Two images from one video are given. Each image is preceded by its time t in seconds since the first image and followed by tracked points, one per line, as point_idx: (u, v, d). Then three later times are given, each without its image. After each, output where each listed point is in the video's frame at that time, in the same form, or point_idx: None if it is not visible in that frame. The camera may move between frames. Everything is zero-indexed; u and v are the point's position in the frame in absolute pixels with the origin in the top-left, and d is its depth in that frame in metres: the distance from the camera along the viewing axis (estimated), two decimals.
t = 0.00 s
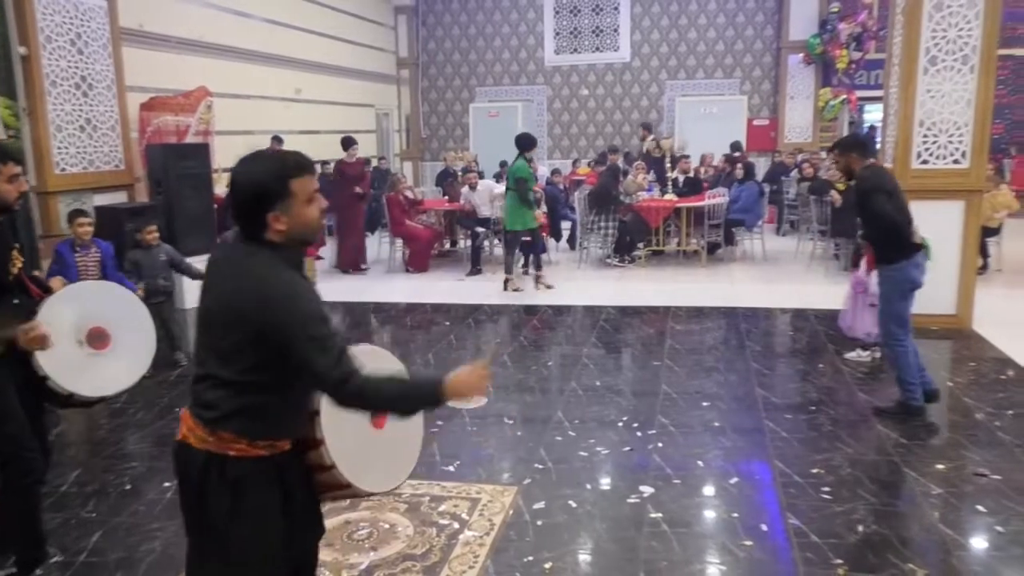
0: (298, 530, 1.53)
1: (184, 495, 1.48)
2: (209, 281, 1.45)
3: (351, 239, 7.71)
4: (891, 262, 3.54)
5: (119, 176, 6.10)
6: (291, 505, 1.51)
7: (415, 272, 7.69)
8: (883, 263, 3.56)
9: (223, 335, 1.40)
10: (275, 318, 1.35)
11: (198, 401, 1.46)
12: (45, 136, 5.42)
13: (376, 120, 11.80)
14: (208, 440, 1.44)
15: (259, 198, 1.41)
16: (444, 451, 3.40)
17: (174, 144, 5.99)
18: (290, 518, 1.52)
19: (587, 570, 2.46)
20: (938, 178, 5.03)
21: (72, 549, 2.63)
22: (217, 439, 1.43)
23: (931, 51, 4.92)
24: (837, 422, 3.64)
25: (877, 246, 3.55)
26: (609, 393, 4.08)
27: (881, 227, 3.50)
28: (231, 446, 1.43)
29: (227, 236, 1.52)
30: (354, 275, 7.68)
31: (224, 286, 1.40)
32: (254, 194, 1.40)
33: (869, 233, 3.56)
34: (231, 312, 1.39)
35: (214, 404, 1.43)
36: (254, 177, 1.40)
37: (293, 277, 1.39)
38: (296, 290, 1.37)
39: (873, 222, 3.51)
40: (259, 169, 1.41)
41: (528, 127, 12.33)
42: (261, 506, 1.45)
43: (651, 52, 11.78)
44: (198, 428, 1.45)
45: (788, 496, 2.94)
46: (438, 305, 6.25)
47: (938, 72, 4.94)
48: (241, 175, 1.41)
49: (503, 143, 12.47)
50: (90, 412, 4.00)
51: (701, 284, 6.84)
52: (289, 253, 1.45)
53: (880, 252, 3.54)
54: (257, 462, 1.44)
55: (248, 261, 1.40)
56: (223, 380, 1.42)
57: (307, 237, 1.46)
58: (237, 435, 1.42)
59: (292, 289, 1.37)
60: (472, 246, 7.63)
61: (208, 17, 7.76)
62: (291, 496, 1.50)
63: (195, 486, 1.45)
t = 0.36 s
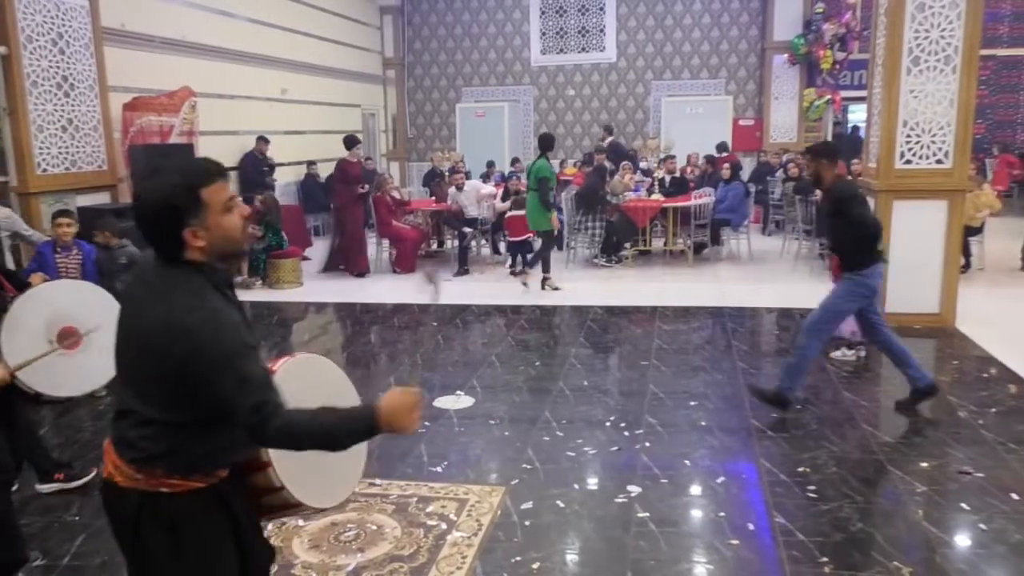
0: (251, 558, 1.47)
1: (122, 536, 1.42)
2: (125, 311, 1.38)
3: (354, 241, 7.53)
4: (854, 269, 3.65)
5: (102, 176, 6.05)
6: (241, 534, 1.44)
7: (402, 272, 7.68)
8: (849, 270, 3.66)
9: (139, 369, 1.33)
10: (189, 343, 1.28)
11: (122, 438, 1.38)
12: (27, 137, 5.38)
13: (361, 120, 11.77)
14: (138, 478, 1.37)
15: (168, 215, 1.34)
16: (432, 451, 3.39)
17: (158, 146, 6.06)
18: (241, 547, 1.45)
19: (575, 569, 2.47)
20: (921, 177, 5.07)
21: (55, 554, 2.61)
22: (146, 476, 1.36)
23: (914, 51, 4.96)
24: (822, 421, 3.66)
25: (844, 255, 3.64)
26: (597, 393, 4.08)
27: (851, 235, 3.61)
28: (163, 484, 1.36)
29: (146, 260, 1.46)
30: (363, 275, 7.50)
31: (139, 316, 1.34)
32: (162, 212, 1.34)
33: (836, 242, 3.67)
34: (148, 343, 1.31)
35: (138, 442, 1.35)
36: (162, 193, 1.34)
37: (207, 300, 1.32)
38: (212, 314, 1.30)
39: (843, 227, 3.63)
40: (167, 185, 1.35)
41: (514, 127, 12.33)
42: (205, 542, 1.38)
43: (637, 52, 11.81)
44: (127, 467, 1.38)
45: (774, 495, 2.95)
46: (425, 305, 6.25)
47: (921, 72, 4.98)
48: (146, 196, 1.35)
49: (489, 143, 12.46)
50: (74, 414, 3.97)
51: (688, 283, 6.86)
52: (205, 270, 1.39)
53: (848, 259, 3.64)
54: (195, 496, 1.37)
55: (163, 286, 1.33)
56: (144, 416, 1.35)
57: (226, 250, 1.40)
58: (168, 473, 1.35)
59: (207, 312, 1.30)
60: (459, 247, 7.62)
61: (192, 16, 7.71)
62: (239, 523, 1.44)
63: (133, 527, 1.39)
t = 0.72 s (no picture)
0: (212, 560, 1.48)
1: (79, 548, 1.37)
2: (73, 308, 1.35)
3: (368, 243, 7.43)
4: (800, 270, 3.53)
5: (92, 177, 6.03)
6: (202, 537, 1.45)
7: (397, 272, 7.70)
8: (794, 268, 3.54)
9: (100, 369, 1.31)
10: (160, 338, 1.28)
11: (75, 442, 1.35)
12: (16, 137, 5.35)
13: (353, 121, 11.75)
14: (101, 485, 1.34)
15: (125, 205, 1.32)
16: (425, 452, 3.39)
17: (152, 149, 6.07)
18: (201, 551, 1.46)
19: (568, 570, 2.47)
20: (911, 177, 5.09)
21: (45, 556, 2.60)
22: (109, 482, 1.34)
23: (904, 52, 4.98)
24: (814, 421, 3.67)
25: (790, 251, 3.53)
26: (590, 393, 4.09)
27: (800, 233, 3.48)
28: (130, 488, 1.34)
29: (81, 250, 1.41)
30: (382, 280, 7.41)
31: (96, 313, 1.31)
32: (119, 202, 1.31)
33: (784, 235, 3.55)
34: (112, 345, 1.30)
35: (98, 445, 1.33)
36: (119, 182, 1.31)
37: (167, 292, 1.32)
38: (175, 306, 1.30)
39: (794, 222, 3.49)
40: (118, 172, 1.32)
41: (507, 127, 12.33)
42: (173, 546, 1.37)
43: (629, 52, 11.82)
44: (84, 474, 1.35)
45: (766, 495, 2.96)
46: (418, 306, 6.24)
47: (910, 73, 5.00)
48: (97, 186, 1.31)
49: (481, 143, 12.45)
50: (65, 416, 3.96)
51: (681, 283, 6.87)
52: (165, 257, 1.38)
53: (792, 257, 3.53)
54: (159, 500, 1.37)
55: (121, 281, 1.31)
56: (103, 417, 1.33)
57: (183, 236, 1.40)
58: (133, 476, 1.34)
59: (171, 307, 1.30)
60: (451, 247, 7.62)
61: (182, 16, 7.69)
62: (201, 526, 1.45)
63: (94, 537, 1.35)
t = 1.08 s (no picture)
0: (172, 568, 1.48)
1: (34, 560, 1.35)
2: (36, 312, 1.34)
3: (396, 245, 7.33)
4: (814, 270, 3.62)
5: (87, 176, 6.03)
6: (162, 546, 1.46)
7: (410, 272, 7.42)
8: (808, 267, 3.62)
9: (61, 375, 1.30)
10: (126, 342, 1.27)
11: (32, 448, 1.34)
12: (10, 137, 5.35)
13: (349, 120, 11.76)
14: (57, 494, 1.32)
15: (95, 209, 1.32)
16: (421, 452, 3.39)
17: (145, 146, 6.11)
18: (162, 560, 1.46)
19: (564, 570, 2.47)
20: (907, 178, 5.10)
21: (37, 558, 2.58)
22: (67, 491, 1.32)
23: (898, 53, 5.00)
24: (810, 421, 3.68)
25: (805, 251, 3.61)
26: (586, 393, 4.09)
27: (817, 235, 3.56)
28: (88, 497, 1.33)
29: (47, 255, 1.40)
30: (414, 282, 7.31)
31: (59, 319, 1.30)
32: (91, 206, 1.31)
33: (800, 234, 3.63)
34: (75, 351, 1.29)
35: (56, 452, 1.32)
36: (90, 186, 1.31)
37: (135, 298, 1.31)
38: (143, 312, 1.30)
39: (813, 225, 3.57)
40: (89, 176, 1.32)
41: (503, 127, 12.33)
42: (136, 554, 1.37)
43: (625, 53, 11.83)
44: (40, 483, 1.33)
45: (762, 495, 2.96)
46: (414, 306, 6.24)
47: (905, 74, 5.01)
48: (68, 189, 1.31)
49: (477, 144, 12.45)
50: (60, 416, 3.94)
51: (677, 284, 6.89)
52: (133, 263, 1.38)
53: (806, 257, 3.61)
54: (119, 507, 1.36)
55: (87, 286, 1.31)
56: (62, 423, 1.31)
57: (152, 241, 1.40)
58: (93, 484, 1.33)
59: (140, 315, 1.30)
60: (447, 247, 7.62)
61: (178, 15, 7.68)
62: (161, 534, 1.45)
63: (52, 549, 1.33)
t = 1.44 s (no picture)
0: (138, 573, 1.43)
1: None
2: None
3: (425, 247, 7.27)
4: (874, 269, 3.43)
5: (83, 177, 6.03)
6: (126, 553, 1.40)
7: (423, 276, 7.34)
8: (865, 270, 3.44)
9: None
10: (64, 357, 1.20)
11: None
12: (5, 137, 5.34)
13: (345, 121, 11.76)
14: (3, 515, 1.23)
15: (35, 222, 1.26)
16: (417, 453, 3.39)
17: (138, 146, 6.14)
18: None
19: (560, 570, 2.47)
20: (902, 178, 5.11)
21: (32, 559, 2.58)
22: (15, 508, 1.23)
23: (894, 54, 5.01)
24: (805, 421, 3.69)
25: (857, 254, 3.44)
26: (582, 393, 4.10)
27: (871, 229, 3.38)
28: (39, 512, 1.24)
29: None
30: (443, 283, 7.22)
31: None
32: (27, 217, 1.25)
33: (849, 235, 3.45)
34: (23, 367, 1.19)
35: None
36: (26, 198, 1.25)
37: (69, 313, 1.24)
38: (79, 323, 1.23)
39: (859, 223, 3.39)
40: (20, 186, 1.26)
41: (499, 127, 12.34)
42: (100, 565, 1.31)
43: (621, 54, 11.84)
44: None
45: (758, 495, 2.97)
46: (411, 307, 6.23)
47: (901, 75, 5.02)
48: None
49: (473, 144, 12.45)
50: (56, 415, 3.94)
51: (674, 284, 6.90)
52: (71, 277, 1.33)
53: (862, 259, 3.43)
54: (72, 522, 1.28)
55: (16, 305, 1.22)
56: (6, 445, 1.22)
57: (93, 253, 1.35)
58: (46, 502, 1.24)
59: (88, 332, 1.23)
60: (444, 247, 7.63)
61: (174, 15, 7.67)
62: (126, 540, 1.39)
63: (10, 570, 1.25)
